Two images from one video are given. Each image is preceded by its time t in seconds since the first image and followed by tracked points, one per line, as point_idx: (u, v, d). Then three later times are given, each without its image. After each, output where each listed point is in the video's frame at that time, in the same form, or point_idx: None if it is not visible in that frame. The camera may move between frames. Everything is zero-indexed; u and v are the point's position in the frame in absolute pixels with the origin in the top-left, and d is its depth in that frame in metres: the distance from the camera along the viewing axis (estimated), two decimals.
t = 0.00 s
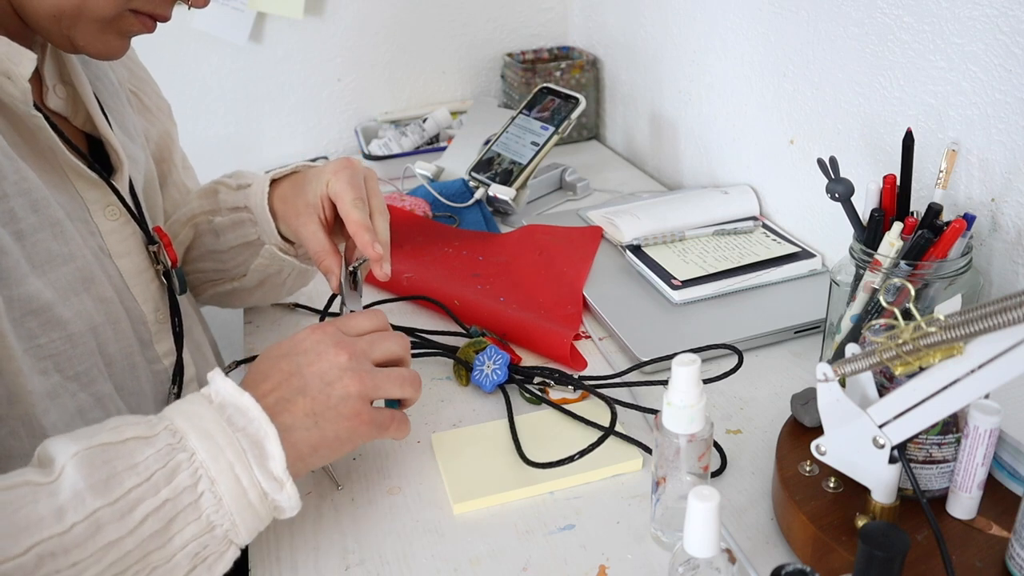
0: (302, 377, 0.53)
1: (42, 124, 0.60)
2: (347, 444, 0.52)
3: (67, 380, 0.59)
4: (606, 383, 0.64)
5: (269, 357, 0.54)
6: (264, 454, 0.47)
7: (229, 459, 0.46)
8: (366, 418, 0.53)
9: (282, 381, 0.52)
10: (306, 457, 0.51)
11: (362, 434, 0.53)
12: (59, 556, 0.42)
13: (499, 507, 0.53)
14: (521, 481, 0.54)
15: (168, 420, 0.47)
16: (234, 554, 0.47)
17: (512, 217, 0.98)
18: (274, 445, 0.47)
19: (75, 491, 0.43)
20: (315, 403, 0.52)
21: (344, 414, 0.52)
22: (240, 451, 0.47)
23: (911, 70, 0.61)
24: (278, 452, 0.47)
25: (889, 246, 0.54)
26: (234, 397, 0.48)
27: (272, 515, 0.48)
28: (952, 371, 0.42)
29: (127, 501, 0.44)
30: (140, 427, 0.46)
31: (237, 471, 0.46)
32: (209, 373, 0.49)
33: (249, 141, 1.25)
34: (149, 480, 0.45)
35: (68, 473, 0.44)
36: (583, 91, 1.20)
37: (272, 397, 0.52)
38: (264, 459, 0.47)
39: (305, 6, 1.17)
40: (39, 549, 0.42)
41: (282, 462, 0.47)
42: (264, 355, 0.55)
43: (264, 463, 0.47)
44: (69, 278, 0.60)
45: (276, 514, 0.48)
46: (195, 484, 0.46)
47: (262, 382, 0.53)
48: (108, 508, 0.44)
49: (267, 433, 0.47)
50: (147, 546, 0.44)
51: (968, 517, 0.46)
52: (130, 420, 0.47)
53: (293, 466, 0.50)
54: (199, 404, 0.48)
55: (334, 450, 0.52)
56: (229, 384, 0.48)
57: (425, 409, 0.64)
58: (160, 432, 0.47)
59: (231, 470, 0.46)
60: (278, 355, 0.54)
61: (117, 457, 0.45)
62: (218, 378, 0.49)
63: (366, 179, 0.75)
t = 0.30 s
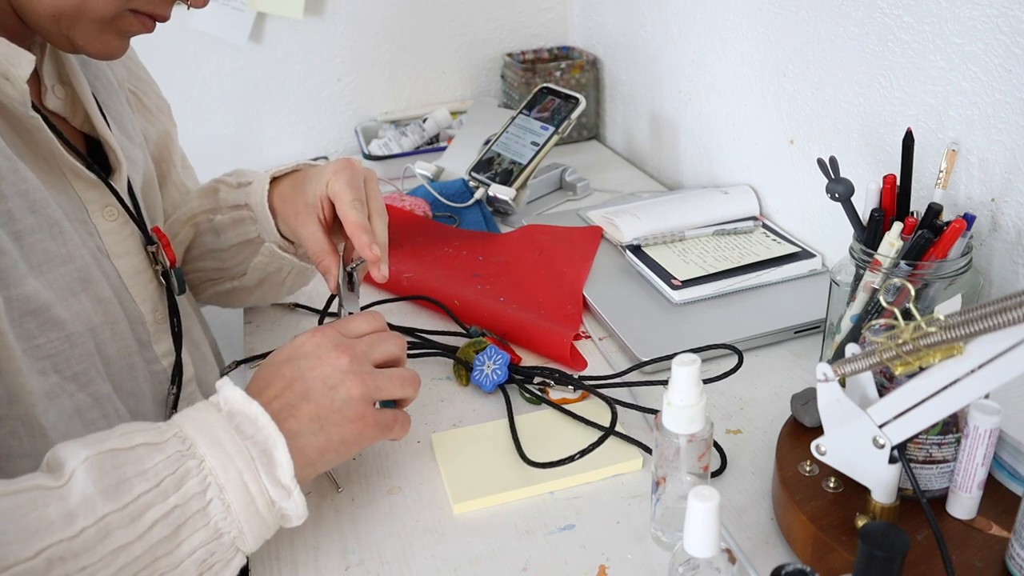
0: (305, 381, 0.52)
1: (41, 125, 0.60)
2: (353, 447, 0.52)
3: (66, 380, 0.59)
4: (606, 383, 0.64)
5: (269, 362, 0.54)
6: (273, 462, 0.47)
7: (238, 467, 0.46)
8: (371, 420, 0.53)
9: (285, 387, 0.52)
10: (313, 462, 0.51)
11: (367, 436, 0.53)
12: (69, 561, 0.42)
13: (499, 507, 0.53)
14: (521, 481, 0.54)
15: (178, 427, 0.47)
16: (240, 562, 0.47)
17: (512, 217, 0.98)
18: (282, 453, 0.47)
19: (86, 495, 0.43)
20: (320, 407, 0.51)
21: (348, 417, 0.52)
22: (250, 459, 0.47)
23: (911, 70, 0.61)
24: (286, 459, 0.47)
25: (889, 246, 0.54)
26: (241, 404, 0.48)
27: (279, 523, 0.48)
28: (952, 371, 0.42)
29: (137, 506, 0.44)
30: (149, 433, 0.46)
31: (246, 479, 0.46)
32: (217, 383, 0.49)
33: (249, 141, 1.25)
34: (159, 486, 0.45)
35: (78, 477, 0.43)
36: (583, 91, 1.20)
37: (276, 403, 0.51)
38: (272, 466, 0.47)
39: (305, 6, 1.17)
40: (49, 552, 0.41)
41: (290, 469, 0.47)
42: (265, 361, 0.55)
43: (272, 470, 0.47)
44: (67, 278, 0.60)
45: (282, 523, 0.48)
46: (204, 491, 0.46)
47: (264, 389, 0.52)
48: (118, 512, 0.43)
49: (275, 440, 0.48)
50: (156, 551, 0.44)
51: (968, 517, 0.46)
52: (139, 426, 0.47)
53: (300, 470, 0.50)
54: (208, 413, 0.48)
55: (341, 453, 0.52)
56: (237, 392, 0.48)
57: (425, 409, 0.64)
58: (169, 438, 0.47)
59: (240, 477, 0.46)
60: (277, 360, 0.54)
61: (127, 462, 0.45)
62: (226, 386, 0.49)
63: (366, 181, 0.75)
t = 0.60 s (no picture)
0: (304, 384, 0.52)
1: (41, 126, 0.60)
2: (353, 449, 0.52)
3: (65, 381, 0.59)
4: (606, 383, 0.64)
5: (267, 366, 0.54)
6: (274, 467, 0.47)
7: (240, 472, 0.46)
8: (371, 421, 0.53)
9: (285, 390, 0.52)
10: (314, 465, 0.51)
11: (367, 438, 0.53)
12: (71, 564, 0.42)
13: (499, 507, 0.53)
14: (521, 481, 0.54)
15: (180, 430, 0.47)
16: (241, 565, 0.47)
17: (512, 217, 0.98)
18: (284, 458, 0.47)
19: (88, 499, 0.43)
20: (320, 410, 0.51)
21: (349, 419, 0.52)
22: (252, 463, 0.47)
23: (911, 70, 0.61)
24: (288, 465, 0.47)
25: (889, 246, 0.54)
26: (243, 409, 0.48)
27: (279, 528, 0.48)
28: (952, 371, 0.42)
29: (139, 511, 0.44)
30: (151, 437, 0.46)
31: (248, 483, 0.46)
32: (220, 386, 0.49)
33: (249, 141, 1.25)
34: (161, 491, 0.45)
35: (81, 481, 0.43)
36: (584, 91, 1.20)
37: (276, 406, 0.51)
38: (274, 471, 0.47)
39: (304, 6, 1.17)
40: (51, 556, 0.41)
41: (292, 475, 0.47)
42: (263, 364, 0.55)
43: (274, 475, 0.47)
44: (67, 279, 0.60)
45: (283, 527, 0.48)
46: (205, 496, 0.46)
47: (264, 393, 0.52)
48: (120, 517, 0.43)
49: (277, 445, 0.48)
50: (157, 555, 0.44)
51: (968, 517, 0.46)
52: (141, 430, 0.47)
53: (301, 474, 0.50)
54: (210, 417, 0.48)
55: (342, 456, 0.52)
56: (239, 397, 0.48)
57: (425, 409, 0.64)
58: (171, 442, 0.47)
59: (242, 483, 0.46)
60: (276, 363, 0.54)
61: (129, 466, 0.45)
62: (228, 390, 0.48)
63: (364, 179, 0.75)
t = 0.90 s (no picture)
0: (305, 389, 0.52)
1: (41, 126, 0.60)
2: (348, 456, 0.52)
3: (66, 381, 0.59)
4: (606, 382, 0.64)
5: (270, 368, 0.54)
6: (271, 470, 0.48)
7: (236, 474, 0.46)
8: (367, 430, 0.53)
9: (286, 394, 0.52)
10: (307, 470, 0.51)
11: (363, 445, 0.53)
12: (67, 566, 0.42)
13: (499, 507, 0.53)
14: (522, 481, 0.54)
15: (176, 431, 0.47)
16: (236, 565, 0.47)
17: (512, 217, 0.98)
18: (280, 461, 0.48)
19: (84, 502, 0.43)
20: (319, 415, 0.51)
21: (346, 426, 0.52)
22: (248, 465, 0.47)
23: (911, 70, 0.61)
24: (284, 468, 0.47)
25: (889, 246, 0.54)
26: (241, 411, 0.48)
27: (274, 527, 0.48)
28: (952, 371, 0.42)
29: (135, 513, 0.44)
30: (148, 439, 0.46)
31: (244, 485, 0.46)
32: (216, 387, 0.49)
33: (249, 141, 1.25)
34: (157, 493, 0.45)
35: (77, 483, 0.43)
36: (583, 91, 1.20)
37: (276, 409, 0.51)
38: (270, 474, 0.48)
39: (305, 6, 1.17)
40: (47, 558, 0.41)
41: (287, 477, 0.47)
42: (264, 367, 0.55)
43: (270, 478, 0.47)
44: (67, 279, 0.60)
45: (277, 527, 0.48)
46: (202, 498, 0.46)
47: (265, 395, 0.52)
48: (116, 519, 0.43)
49: (273, 447, 0.48)
50: (153, 556, 0.44)
51: (968, 517, 0.46)
52: (138, 430, 0.47)
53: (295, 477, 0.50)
54: (207, 418, 0.48)
55: (336, 463, 0.52)
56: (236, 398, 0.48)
57: (425, 409, 0.64)
58: (168, 444, 0.46)
59: (238, 485, 0.46)
60: (279, 366, 0.54)
61: (126, 467, 0.45)
62: (225, 391, 0.48)
63: (370, 180, 0.75)
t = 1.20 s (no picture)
0: (307, 376, 0.52)
1: (42, 127, 0.60)
2: (342, 446, 0.53)
3: (68, 382, 0.59)
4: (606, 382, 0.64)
5: (273, 348, 0.54)
6: (264, 455, 0.47)
7: (230, 461, 0.46)
8: (363, 421, 0.53)
9: (286, 379, 0.52)
10: (301, 456, 0.51)
11: (358, 436, 0.53)
12: (63, 561, 0.42)
13: (499, 506, 0.53)
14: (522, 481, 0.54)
15: (167, 417, 0.47)
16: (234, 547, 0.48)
17: (512, 217, 0.98)
18: (275, 447, 0.47)
19: (78, 496, 0.43)
20: (318, 404, 0.51)
21: (343, 416, 0.52)
22: (242, 452, 0.47)
23: (911, 70, 0.61)
24: (277, 452, 0.47)
25: (889, 246, 0.54)
26: (233, 396, 0.48)
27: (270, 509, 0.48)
28: (952, 371, 0.42)
29: (130, 505, 0.44)
30: (139, 427, 0.46)
31: (238, 473, 0.46)
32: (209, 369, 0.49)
33: (249, 142, 1.25)
34: (151, 483, 0.45)
35: (69, 478, 0.43)
36: (583, 91, 1.20)
37: (275, 394, 0.51)
38: (264, 458, 0.47)
39: (305, 6, 1.17)
40: (43, 554, 0.41)
41: (282, 462, 0.47)
42: (268, 344, 0.54)
43: (263, 462, 0.47)
44: (67, 279, 0.60)
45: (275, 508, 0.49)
46: (195, 486, 0.46)
47: (265, 378, 0.52)
48: (111, 512, 0.43)
49: (268, 433, 0.47)
50: (150, 545, 0.45)
51: (968, 517, 0.46)
52: (128, 417, 0.47)
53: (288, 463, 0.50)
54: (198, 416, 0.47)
55: (326, 452, 0.52)
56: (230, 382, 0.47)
57: (425, 409, 0.64)
58: (160, 431, 0.46)
59: (233, 471, 0.46)
60: (282, 348, 0.54)
61: (118, 458, 0.45)
62: (218, 375, 0.48)
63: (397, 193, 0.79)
